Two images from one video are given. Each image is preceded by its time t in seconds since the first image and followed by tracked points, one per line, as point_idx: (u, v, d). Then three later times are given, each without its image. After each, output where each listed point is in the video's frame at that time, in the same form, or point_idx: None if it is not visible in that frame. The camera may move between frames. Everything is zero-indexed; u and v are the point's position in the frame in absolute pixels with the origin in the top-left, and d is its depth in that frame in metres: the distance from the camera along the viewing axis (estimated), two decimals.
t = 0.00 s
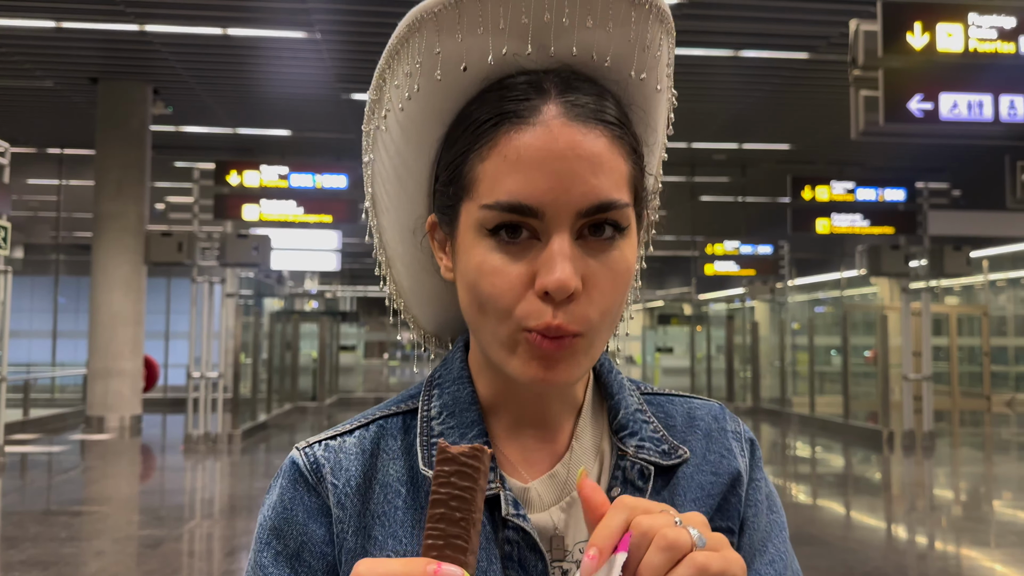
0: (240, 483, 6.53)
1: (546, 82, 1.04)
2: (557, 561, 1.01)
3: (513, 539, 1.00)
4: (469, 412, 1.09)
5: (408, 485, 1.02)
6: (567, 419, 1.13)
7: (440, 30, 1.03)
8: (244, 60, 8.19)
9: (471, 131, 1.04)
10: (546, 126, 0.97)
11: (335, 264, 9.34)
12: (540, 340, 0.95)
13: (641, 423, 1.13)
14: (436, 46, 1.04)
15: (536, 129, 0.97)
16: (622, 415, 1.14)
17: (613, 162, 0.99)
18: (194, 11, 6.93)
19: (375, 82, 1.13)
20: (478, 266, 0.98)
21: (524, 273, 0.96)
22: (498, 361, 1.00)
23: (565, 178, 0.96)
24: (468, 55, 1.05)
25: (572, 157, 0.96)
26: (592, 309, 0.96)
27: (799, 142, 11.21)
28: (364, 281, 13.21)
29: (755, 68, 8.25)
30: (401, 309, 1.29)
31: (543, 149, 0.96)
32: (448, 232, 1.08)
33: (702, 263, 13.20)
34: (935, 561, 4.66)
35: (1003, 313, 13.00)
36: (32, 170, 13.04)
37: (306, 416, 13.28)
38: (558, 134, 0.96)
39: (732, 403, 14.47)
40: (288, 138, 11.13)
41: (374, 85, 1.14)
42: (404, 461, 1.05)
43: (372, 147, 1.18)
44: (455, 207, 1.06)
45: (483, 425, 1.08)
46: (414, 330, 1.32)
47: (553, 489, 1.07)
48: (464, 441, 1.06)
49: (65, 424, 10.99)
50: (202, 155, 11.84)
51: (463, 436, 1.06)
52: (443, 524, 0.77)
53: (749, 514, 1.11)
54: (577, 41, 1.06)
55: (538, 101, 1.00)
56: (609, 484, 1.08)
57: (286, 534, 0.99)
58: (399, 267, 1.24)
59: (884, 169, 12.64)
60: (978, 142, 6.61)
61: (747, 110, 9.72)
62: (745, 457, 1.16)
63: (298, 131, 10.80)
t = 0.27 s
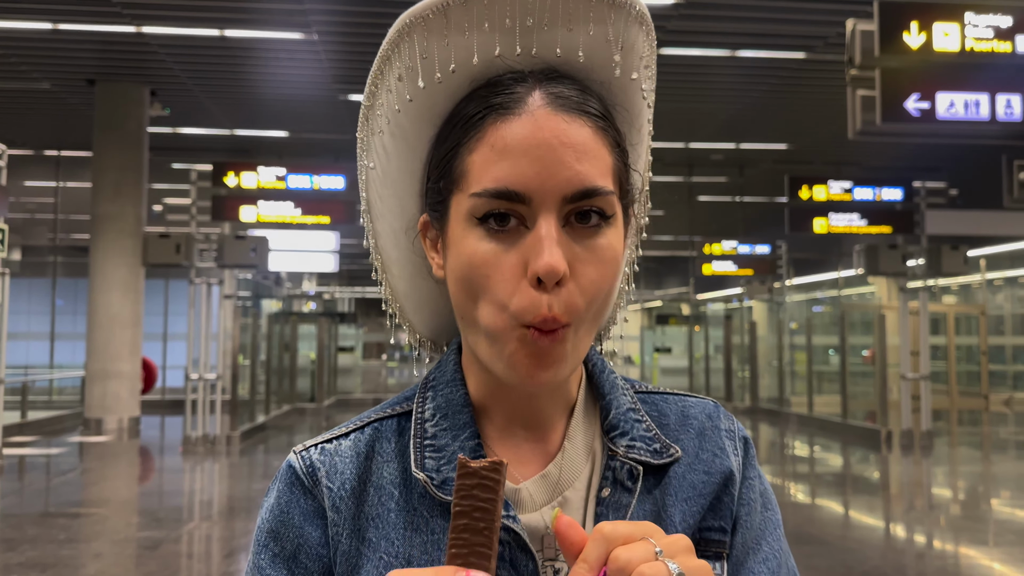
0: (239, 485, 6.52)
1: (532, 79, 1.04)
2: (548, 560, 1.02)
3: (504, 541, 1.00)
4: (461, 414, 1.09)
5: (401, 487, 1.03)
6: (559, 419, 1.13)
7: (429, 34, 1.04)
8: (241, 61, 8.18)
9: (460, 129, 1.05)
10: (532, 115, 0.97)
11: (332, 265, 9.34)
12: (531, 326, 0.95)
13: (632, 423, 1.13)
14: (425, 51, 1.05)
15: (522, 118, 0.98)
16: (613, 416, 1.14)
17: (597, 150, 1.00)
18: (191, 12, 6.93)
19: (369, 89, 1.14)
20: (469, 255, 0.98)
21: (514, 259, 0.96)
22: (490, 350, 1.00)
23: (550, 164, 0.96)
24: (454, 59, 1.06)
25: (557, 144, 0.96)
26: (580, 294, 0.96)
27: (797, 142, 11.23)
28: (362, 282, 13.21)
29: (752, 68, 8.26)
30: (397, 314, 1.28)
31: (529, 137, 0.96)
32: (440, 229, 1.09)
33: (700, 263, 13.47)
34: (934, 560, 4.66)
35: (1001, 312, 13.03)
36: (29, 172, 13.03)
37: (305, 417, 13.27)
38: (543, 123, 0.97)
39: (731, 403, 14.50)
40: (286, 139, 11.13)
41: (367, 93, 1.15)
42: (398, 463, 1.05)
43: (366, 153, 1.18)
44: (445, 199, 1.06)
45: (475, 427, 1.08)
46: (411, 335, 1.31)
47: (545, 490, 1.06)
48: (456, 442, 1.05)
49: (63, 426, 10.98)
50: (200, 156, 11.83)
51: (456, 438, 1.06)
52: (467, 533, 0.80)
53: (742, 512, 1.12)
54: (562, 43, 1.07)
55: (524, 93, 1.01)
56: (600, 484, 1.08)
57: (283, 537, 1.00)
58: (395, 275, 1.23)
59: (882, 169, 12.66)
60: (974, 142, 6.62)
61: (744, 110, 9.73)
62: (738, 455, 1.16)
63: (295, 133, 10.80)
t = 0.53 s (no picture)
0: (238, 486, 6.52)
1: (534, 90, 1.04)
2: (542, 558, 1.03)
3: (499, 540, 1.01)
4: (460, 416, 1.09)
5: (402, 487, 1.03)
6: (557, 421, 1.13)
7: (433, 43, 1.04)
8: (239, 63, 8.18)
9: (463, 137, 1.04)
10: (534, 127, 0.97)
11: (332, 266, 9.35)
12: (528, 333, 0.96)
13: (626, 424, 1.13)
14: (429, 59, 1.05)
15: (523, 130, 0.97)
16: (607, 418, 1.13)
17: (597, 163, 1.00)
18: (189, 14, 6.93)
19: (372, 95, 1.14)
20: (468, 261, 0.99)
21: (512, 267, 0.96)
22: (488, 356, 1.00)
23: (551, 175, 0.96)
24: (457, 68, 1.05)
25: (558, 156, 0.96)
26: (577, 303, 0.97)
27: (795, 141, 11.23)
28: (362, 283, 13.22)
29: (750, 67, 8.26)
30: (398, 316, 1.28)
31: (530, 148, 0.96)
32: (440, 233, 1.09)
33: (700, 263, 13.43)
34: (934, 558, 4.66)
35: (999, 310, 13.04)
36: (28, 174, 13.02)
37: (305, 418, 13.26)
38: (544, 135, 0.97)
39: (730, 402, 14.51)
40: (284, 140, 11.13)
41: (370, 98, 1.14)
42: (398, 464, 1.05)
43: (369, 157, 1.18)
44: (445, 206, 1.06)
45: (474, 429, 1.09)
46: (410, 337, 1.31)
47: (539, 488, 1.07)
48: (456, 443, 1.06)
49: (62, 428, 10.97)
50: (199, 157, 11.82)
51: (454, 440, 1.07)
52: (502, 519, 0.86)
53: (731, 512, 1.11)
54: (563, 52, 1.06)
55: (526, 104, 1.01)
56: (592, 484, 1.08)
57: (288, 534, 1.01)
58: (396, 273, 1.23)
59: (880, 167, 12.67)
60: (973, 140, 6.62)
61: (743, 109, 9.73)
62: (730, 458, 1.15)
63: (294, 134, 10.80)
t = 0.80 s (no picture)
0: (240, 486, 6.52)
1: (536, 92, 1.04)
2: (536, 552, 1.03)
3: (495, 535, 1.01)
4: (457, 412, 1.10)
5: (400, 483, 1.03)
6: (552, 418, 1.14)
7: (437, 44, 1.04)
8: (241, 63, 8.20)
9: (464, 137, 1.05)
10: (536, 127, 0.98)
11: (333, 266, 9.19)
12: (529, 326, 0.96)
13: (619, 422, 1.13)
14: (433, 60, 1.05)
15: (525, 129, 0.98)
16: (600, 415, 1.13)
17: (597, 162, 1.00)
18: (191, 14, 6.93)
19: (375, 95, 1.14)
20: (469, 257, 0.99)
21: (513, 263, 0.97)
22: (488, 350, 1.00)
23: (551, 174, 0.97)
24: (460, 68, 1.06)
25: (559, 156, 0.97)
26: (577, 298, 0.98)
27: (797, 141, 11.23)
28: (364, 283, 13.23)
29: (751, 67, 8.26)
30: (396, 314, 1.28)
31: (532, 147, 0.97)
32: (441, 230, 1.09)
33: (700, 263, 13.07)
34: (935, 557, 4.66)
35: (1001, 309, 13.03)
36: (30, 175, 13.03)
37: (307, 418, 13.28)
38: (545, 135, 0.97)
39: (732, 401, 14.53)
40: (286, 141, 11.15)
41: (373, 98, 1.15)
42: (397, 459, 1.05)
43: (371, 157, 1.18)
44: (447, 204, 1.07)
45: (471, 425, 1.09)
46: (409, 334, 1.31)
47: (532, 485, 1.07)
48: (453, 439, 1.06)
49: (64, 429, 10.99)
50: (200, 158, 11.84)
51: (451, 436, 1.07)
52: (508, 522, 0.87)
53: (721, 509, 1.12)
54: (564, 54, 1.07)
55: (527, 104, 1.01)
56: (585, 480, 1.08)
57: (289, 528, 1.01)
58: (393, 269, 1.22)
59: (881, 166, 12.67)
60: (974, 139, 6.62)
61: (744, 109, 9.73)
62: (720, 455, 1.16)
63: (295, 134, 10.82)
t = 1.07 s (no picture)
0: (248, 484, 6.56)
1: (528, 88, 1.05)
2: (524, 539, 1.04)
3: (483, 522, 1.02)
4: (449, 403, 1.10)
5: (395, 469, 1.04)
6: (542, 409, 1.14)
7: (434, 41, 1.05)
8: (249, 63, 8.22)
9: (458, 131, 1.05)
10: (526, 121, 0.98)
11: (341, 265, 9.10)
12: (515, 315, 0.96)
13: (607, 414, 1.13)
14: (431, 57, 1.06)
15: (516, 124, 0.98)
16: (589, 407, 1.13)
17: (585, 157, 1.01)
18: (198, 14, 6.95)
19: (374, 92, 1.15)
20: (459, 247, 1.00)
21: (501, 253, 0.97)
22: (476, 339, 1.01)
23: (540, 167, 0.97)
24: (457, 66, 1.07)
25: (548, 150, 0.97)
26: (562, 289, 0.98)
27: (805, 139, 11.20)
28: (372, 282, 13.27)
29: (758, 66, 8.23)
30: (393, 308, 1.28)
31: (522, 141, 0.97)
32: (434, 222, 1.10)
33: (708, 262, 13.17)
34: (942, 556, 4.65)
35: (1010, 309, 12.95)
36: (40, 175, 13.11)
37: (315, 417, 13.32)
38: (535, 129, 0.98)
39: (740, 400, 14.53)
40: (294, 140, 11.19)
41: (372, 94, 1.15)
42: (391, 447, 1.06)
43: (370, 152, 1.19)
44: (440, 196, 1.07)
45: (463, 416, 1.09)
46: (407, 328, 1.30)
47: (522, 474, 1.07)
48: (445, 429, 1.07)
49: (74, 426, 11.05)
50: (209, 157, 11.89)
51: (443, 426, 1.07)
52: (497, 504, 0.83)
53: (706, 500, 1.11)
54: (557, 54, 1.08)
55: (519, 100, 1.02)
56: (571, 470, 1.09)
57: (285, 513, 1.02)
58: (391, 265, 1.22)
59: (889, 165, 12.62)
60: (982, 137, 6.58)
61: (752, 107, 9.70)
62: (706, 448, 1.15)
63: (303, 134, 10.86)
